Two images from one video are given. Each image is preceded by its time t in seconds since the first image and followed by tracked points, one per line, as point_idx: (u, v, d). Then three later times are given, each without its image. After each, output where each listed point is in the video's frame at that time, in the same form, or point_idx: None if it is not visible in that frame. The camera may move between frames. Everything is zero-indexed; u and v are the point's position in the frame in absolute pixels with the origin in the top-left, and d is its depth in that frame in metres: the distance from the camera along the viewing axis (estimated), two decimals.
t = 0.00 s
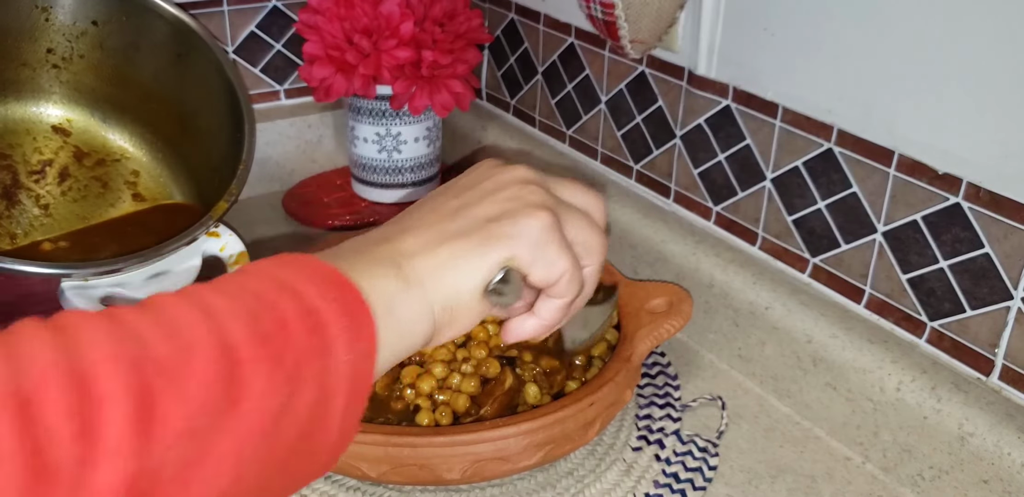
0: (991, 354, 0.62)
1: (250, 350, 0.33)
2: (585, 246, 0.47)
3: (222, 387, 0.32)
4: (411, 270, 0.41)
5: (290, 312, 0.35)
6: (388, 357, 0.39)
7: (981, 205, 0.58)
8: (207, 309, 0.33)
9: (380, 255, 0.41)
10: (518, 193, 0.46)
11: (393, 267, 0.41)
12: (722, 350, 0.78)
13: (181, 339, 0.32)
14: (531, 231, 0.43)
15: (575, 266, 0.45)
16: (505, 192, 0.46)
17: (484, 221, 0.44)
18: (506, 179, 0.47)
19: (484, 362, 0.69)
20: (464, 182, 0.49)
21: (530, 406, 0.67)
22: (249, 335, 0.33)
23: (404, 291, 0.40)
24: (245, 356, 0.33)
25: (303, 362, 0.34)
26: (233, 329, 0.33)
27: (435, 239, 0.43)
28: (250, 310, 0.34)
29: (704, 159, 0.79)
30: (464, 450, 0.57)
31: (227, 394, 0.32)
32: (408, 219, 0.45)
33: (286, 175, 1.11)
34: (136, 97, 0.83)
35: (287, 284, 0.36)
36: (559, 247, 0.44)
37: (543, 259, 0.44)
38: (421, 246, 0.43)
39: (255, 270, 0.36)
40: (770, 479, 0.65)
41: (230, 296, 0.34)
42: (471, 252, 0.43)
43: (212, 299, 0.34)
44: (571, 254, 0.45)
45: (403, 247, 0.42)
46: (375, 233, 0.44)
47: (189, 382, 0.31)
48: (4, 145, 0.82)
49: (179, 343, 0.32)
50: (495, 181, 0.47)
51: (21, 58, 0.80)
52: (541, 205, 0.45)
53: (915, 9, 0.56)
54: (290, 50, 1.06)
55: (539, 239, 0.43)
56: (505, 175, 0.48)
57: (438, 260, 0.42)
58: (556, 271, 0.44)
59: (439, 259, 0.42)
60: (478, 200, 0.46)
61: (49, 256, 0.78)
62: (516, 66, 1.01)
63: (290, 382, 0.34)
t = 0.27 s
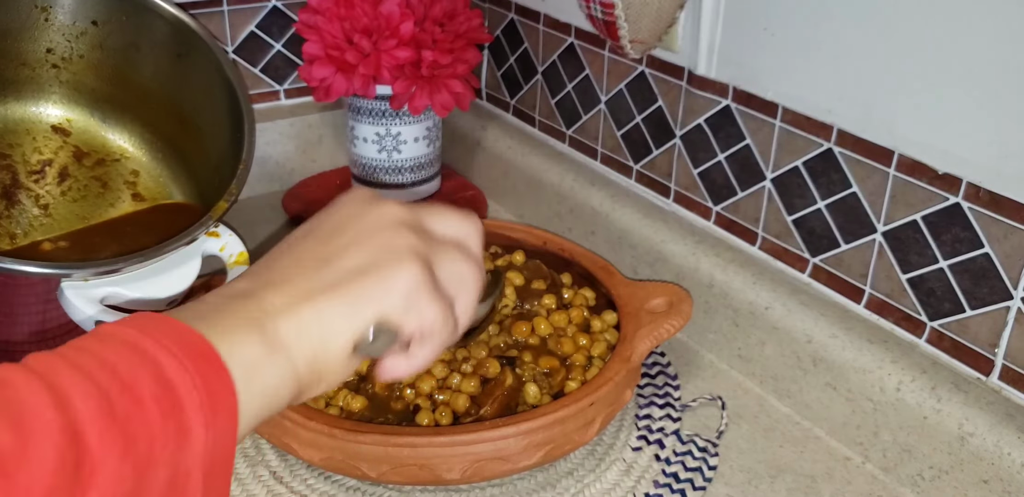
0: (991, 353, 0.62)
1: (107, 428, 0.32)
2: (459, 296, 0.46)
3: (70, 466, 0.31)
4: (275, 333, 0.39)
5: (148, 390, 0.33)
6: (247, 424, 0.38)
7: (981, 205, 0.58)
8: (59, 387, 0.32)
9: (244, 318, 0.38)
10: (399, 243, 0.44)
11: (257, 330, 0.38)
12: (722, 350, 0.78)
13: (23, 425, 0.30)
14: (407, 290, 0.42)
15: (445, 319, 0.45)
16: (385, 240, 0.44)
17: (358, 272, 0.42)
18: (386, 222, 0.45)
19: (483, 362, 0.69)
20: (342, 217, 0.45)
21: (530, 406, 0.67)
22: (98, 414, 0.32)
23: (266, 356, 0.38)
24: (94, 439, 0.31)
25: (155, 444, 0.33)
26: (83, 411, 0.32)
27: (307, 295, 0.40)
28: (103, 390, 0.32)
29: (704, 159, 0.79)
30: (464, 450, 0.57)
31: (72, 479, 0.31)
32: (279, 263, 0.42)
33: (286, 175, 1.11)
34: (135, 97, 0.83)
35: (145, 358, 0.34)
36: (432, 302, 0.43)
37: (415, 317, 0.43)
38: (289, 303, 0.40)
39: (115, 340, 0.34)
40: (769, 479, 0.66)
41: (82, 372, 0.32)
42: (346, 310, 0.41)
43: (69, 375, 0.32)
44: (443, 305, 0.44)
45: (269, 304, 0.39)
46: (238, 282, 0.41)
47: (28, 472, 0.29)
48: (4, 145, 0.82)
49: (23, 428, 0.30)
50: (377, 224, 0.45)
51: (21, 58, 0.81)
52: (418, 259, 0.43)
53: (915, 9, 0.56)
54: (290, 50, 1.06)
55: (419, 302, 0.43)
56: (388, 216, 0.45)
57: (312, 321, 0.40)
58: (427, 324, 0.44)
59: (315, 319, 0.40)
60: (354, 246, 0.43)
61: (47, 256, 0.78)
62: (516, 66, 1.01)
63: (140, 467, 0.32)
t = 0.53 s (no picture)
0: (989, 353, 0.62)
1: None
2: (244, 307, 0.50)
3: None
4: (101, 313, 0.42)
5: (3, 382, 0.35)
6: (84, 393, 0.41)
7: (979, 206, 0.58)
8: None
9: (77, 295, 0.41)
10: (219, 257, 0.47)
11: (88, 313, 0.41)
12: (721, 349, 0.79)
13: None
14: (209, 312, 0.46)
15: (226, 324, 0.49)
16: (202, 252, 0.46)
17: (181, 286, 0.45)
18: (219, 238, 0.47)
19: (484, 362, 0.70)
20: (179, 205, 0.47)
21: (529, 405, 0.67)
22: None
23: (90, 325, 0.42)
24: None
25: None
26: None
27: (135, 287, 0.43)
28: None
29: (704, 159, 0.79)
30: (464, 449, 0.58)
31: None
32: (95, 224, 0.43)
33: (286, 175, 1.11)
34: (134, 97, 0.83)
35: None
36: (224, 310, 0.47)
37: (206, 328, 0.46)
38: (117, 292, 0.43)
39: None
40: (768, 479, 0.66)
41: None
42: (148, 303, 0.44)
43: None
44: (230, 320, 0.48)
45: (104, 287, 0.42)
46: (63, 243, 0.42)
47: None
48: (4, 145, 0.82)
49: None
50: (209, 232, 0.47)
51: (21, 58, 0.80)
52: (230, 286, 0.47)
53: (914, 11, 0.57)
54: (290, 50, 1.06)
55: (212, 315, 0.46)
56: (220, 226, 0.48)
57: (133, 308, 0.43)
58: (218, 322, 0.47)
59: (129, 307, 0.43)
60: (185, 249, 0.45)
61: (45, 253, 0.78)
62: (516, 66, 1.01)
63: None
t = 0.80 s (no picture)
0: (988, 353, 0.62)
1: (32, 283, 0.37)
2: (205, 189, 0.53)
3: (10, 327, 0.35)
4: (101, 218, 0.44)
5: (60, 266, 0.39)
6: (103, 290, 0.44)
7: (978, 206, 0.58)
8: None
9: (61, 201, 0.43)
10: (157, 151, 0.49)
11: (84, 212, 0.43)
12: (721, 349, 0.79)
13: None
14: (180, 183, 0.49)
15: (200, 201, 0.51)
16: (143, 152, 0.49)
17: (142, 175, 0.47)
18: (147, 141, 0.50)
19: (483, 362, 0.69)
20: (97, 142, 0.49)
21: (530, 405, 0.67)
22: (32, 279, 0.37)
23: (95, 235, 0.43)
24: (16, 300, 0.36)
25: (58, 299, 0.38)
26: (12, 287, 0.36)
27: (107, 190, 0.45)
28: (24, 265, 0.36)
29: (704, 159, 0.79)
30: (464, 449, 0.58)
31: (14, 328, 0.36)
32: (53, 179, 0.45)
33: (286, 175, 1.11)
34: (131, 100, 0.71)
35: (27, 227, 0.38)
36: (189, 178, 0.50)
37: (185, 198, 0.49)
38: (96, 198, 0.45)
39: None
40: (767, 479, 0.66)
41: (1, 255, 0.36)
42: (130, 203, 0.46)
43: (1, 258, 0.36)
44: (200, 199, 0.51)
45: (84, 198, 0.44)
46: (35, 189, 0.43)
47: None
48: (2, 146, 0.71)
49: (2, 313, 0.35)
50: (131, 142, 0.49)
51: (17, 57, 0.68)
52: (176, 159, 0.50)
53: (914, 11, 0.57)
54: (290, 50, 1.06)
55: (183, 185, 0.49)
56: (136, 135, 0.50)
57: (117, 208, 0.45)
58: (195, 217, 0.50)
59: (116, 207, 0.45)
60: (124, 156, 0.48)
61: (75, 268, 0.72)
62: (516, 66, 1.01)
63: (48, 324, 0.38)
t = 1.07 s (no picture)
0: (989, 353, 0.62)
1: (31, 266, 0.42)
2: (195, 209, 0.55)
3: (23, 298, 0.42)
4: (90, 211, 0.49)
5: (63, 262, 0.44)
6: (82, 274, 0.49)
7: (978, 206, 0.58)
8: None
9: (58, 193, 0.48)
10: (153, 160, 0.53)
11: (76, 205, 0.48)
12: (721, 349, 0.79)
13: None
14: (169, 195, 0.52)
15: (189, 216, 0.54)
16: (139, 160, 0.53)
17: (136, 182, 0.52)
18: (145, 150, 0.54)
19: (483, 362, 0.69)
20: (105, 145, 0.54)
21: (530, 405, 0.67)
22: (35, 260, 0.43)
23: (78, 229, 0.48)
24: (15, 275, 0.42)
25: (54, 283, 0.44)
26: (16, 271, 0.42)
27: (102, 188, 0.50)
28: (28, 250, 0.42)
29: (704, 159, 0.79)
30: (464, 449, 0.58)
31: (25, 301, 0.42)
32: (58, 171, 0.51)
33: (286, 175, 1.11)
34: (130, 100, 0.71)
35: (32, 216, 0.43)
36: (180, 193, 0.53)
37: (173, 210, 0.52)
38: (91, 194, 0.49)
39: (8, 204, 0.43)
40: (767, 479, 0.66)
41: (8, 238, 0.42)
42: (120, 203, 0.50)
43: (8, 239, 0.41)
44: (188, 215, 0.54)
45: (78, 192, 0.49)
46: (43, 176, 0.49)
47: None
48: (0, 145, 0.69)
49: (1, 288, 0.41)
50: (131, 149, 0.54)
51: (16, 57, 0.68)
52: (171, 172, 0.53)
53: (914, 11, 0.57)
54: (290, 50, 1.06)
55: (172, 197, 0.52)
56: (140, 145, 0.54)
57: (108, 206, 0.50)
58: (179, 234, 0.53)
59: (106, 205, 0.50)
60: (124, 161, 0.53)
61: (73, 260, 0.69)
62: (516, 66, 1.01)
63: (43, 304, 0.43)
